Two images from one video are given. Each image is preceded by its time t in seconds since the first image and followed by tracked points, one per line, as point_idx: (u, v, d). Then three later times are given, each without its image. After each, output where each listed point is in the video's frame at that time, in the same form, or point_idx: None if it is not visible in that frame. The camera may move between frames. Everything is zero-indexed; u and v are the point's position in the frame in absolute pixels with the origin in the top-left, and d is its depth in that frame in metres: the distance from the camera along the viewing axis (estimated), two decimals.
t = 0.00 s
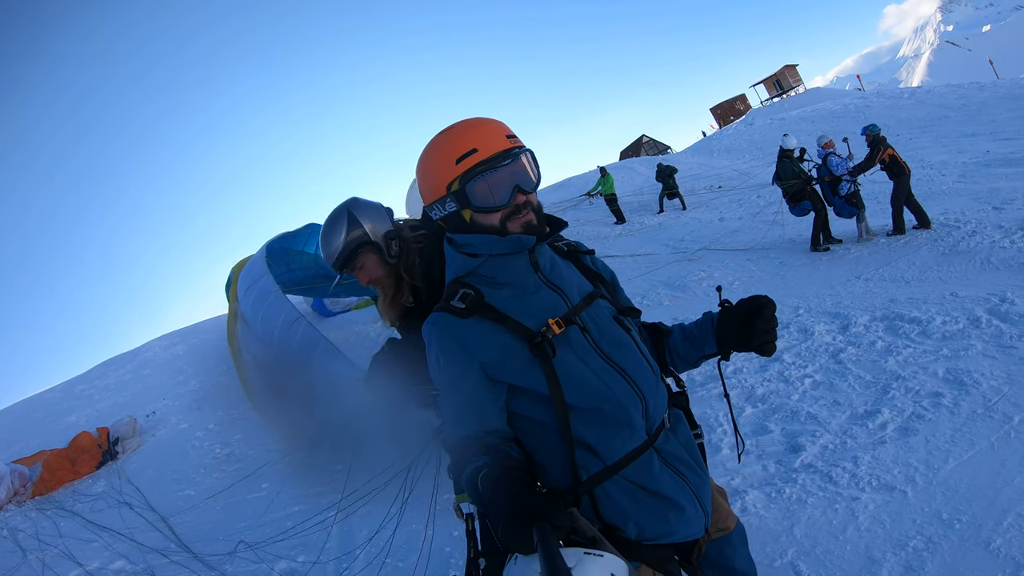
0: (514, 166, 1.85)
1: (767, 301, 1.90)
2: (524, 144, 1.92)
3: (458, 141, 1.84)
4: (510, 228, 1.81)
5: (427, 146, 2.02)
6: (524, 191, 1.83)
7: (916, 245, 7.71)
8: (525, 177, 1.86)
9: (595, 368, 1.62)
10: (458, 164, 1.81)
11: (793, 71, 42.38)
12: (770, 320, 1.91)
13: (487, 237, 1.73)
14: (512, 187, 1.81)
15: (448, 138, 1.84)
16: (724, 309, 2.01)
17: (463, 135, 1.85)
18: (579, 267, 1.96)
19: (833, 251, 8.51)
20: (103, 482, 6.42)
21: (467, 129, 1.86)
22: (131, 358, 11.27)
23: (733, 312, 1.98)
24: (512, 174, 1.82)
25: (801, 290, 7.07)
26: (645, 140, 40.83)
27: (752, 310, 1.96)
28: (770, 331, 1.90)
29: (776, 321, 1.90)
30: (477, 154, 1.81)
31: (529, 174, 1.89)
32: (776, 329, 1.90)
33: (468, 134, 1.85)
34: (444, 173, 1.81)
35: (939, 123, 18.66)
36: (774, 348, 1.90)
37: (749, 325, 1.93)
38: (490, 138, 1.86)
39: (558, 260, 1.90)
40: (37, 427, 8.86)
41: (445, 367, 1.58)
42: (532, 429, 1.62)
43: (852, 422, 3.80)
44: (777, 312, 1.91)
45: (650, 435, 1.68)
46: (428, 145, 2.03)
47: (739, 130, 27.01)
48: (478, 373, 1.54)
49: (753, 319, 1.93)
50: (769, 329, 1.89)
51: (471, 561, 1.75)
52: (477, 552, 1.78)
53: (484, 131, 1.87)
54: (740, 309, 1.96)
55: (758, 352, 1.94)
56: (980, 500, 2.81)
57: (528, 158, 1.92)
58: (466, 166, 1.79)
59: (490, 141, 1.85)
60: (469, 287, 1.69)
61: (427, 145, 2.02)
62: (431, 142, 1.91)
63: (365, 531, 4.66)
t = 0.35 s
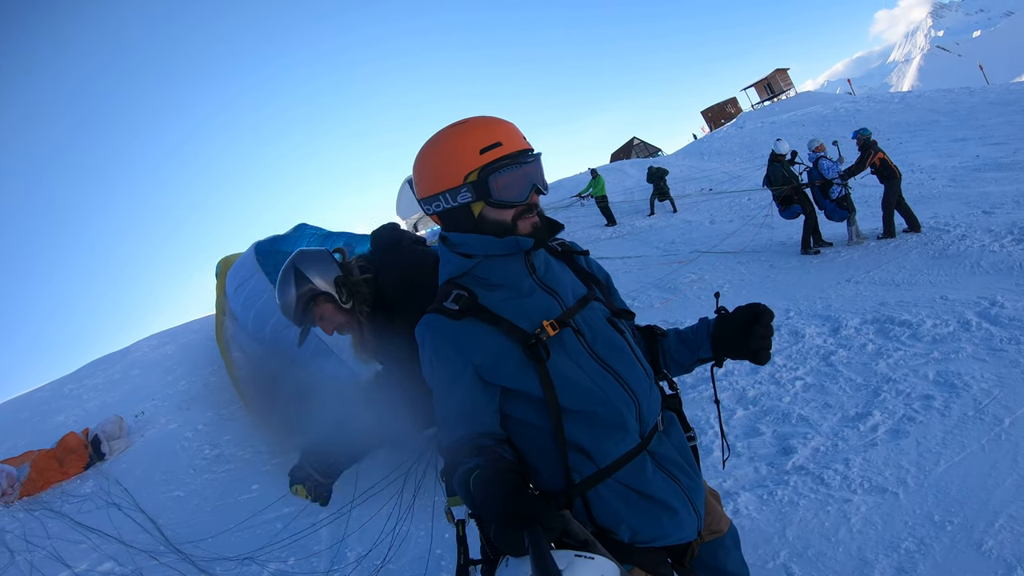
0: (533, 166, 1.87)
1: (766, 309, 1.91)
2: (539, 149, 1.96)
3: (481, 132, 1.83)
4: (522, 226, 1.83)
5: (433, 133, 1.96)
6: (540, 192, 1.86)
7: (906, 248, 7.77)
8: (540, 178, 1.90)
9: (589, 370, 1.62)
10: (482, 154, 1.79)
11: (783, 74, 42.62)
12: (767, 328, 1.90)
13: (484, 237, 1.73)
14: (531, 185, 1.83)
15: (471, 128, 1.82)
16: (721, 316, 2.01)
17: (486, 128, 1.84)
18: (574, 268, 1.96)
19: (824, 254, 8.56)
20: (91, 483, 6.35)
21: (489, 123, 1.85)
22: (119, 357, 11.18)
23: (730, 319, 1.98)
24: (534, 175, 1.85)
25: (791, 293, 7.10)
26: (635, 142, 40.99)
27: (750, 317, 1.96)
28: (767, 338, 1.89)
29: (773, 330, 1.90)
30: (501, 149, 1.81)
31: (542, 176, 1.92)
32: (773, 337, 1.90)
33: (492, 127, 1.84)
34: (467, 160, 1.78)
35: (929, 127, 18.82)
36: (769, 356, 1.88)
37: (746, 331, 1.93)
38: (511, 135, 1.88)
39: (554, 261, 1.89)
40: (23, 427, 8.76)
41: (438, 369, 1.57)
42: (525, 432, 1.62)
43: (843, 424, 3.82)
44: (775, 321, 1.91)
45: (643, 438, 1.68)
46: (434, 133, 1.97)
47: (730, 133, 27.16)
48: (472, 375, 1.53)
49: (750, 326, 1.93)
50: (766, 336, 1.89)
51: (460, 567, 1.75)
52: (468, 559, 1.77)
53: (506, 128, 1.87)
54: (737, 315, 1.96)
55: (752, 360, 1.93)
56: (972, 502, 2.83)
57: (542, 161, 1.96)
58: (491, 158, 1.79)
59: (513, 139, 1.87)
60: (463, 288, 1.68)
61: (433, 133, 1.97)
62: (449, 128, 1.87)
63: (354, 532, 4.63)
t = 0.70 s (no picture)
0: (530, 167, 1.86)
1: (768, 305, 1.92)
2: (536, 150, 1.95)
3: (475, 135, 1.83)
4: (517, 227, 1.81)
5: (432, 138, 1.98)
6: (537, 193, 1.84)
7: (900, 250, 7.81)
8: (537, 179, 1.88)
9: (590, 371, 1.62)
10: (476, 157, 1.79)
11: (776, 77, 42.80)
12: (769, 323, 1.92)
13: (484, 238, 1.72)
14: (527, 186, 1.82)
15: (466, 130, 1.82)
16: (724, 314, 2.02)
17: (481, 130, 1.84)
18: (576, 268, 1.96)
19: (818, 256, 8.60)
20: (83, 484, 6.29)
21: (484, 126, 1.85)
22: (110, 357, 11.10)
23: (732, 317, 1.99)
24: (529, 175, 1.84)
25: (785, 294, 7.13)
26: (628, 143, 41.10)
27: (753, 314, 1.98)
28: (769, 333, 1.90)
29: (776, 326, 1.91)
30: (496, 150, 1.80)
31: (540, 177, 1.91)
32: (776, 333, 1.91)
33: (486, 130, 1.84)
34: (460, 163, 1.78)
35: (921, 131, 18.95)
36: (772, 352, 1.89)
37: (748, 328, 1.94)
38: (506, 137, 1.87)
39: (555, 262, 1.89)
40: (13, 428, 8.68)
41: (440, 370, 1.57)
42: (527, 433, 1.62)
43: (840, 425, 3.84)
44: (777, 318, 1.93)
45: (646, 438, 1.68)
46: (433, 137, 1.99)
47: (723, 135, 27.25)
48: (474, 377, 1.53)
49: (753, 322, 1.94)
50: (769, 331, 1.90)
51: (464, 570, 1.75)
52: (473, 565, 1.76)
53: (501, 130, 1.87)
54: (740, 312, 1.97)
55: (756, 356, 1.94)
56: (970, 503, 2.85)
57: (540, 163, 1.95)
58: (484, 160, 1.78)
59: (507, 140, 1.86)
60: (464, 290, 1.68)
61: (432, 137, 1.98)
62: (444, 133, 1.88)
63: (352, 538, 4.65)
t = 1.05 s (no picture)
0: (515, 173, 1.84)
1: (759, 310, 1.93)
2: (523, 154, 1.93)
3: (458, 141, 1.81)
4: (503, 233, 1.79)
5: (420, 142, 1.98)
6: (522, 198, 1.83)
7: (893, 254, 7.84)
8: (524, 184, 1.87)
9: (576, 376, 1.61)
10: (459, 163, 1.78)
11: (772, 79, 42.91)
12: (760, 327, 1.92)
13: (470, 244, 1.71)
14: (512, 192, 1.80)
15: (452, 136, 1.81)
16: (715, 318, 2.02)
17: (465, 136, 1.82)
18: (565, 272, 1.95)
19: (811, 258, 8.62)
20: (74, 482, 6.25)
21: (469, 131, 1.84)
22: (102, 354, 11.04)
23: (723, 322, 1.99)
24: (514, 180, 1.82)
25: (779, 296, 7.15)
26: (624, 144, 41.17)
27: (744, 318, 1.98)
28: (761, 338, 1.90)
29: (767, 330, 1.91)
30: (479, 156, 1.79)
31: (527, 182, 1.89)
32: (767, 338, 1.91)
33: (471, 135, 1.83)
34: (444, 170, 1.77)
35: (916, 134, 19.03)
36: (763, 356, 1.89)
37: (739, 332, 1.94)
38: (492, 142, 1.86)
39: (543, 266, 1.88)
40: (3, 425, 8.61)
41: (425, 375, 1.56)
42: (513, 438, 1.61)
43: (831, 429, 3.84)
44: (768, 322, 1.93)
45: (633, 444, 1.68)
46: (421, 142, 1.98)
47: (718, 137, 27.32)
48: (460, 382, 1.52)
49: (744, 326, 1.94)
50: (760, 336, 1.90)
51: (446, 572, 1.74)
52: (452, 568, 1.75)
53: (487, 136, 1.86)
54: (731, 317, 1.97)
55: (747, 360, 1.93)
56: (961, 507, 2.85)
57: (527, 167, 1.93)
58: (467, 167, 1.77)
59: (491, 145, 1.84)
60: (450, 295, 1.67)
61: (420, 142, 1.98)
62: (430, 138, 1.87)
63: (342, 537, 4.63)
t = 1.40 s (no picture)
0: (517, 165, 1.85)
1: (760, 305, 1.94)
2: (524, 147, 1.93)
3: (460, 134, 1.83)
4: (505, 226, 1.80)
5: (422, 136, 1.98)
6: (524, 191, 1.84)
7: (888, 253, 7.87)
8: (525, 177, 1.87)
9: (577, 368, 1.62)
10: (461, 155, 1.79)
11: (767, 80, 43.04)
12: (760, 323, 1.93)
13: (472, 236, 1.72)
14: (514, 184, 1.81)
15: (454, 129, 1.82)
16: (716, 314, 2.03)
17: (467, 129, 1.83)
18: (567, 266, 1.96)
19: (806, 258, 8.64)
20: (70, 482, 6.23)
21: (471, 124, 1.85)
22: (98, 355, 11.00)
23: (723, 317, 2.00)
24: (516, 172, 1.83)
25: (775, 296, 7.18)
26: (619, 145, 41.25)
27: (745, 314, 1.99)
28: (761, 334, 1.91)
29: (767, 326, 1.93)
30: (481, 149, 1.80)
31: (528, 175, 1.90)
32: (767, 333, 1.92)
33: (473, 128, 1.84)
34: (446, 163, 1.79)
35: (911, 134, 19.11)
36: (763, 352, 1.90)
37: (739, 328, 1.95)
38: (494, 134, 1.86)
39: (544, 259, 1.89)
40: None
41: (427, 367, 1.57)
42: (514, 430, 1.62)
43: (828, 426, 3.86)
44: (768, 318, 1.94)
45: (633, 438, 1.69)
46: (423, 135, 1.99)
47: (713, 137, 27.40)
48: (461, 375, 1.53)
49: (744, 322, 1.95)
50: (760, 331, 1.91)
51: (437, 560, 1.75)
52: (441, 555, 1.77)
53: (489, 128, 1.86)
54: (732, 312, 1.98)
55: (747, 356, 1.95)
56: (957, 503, 2.87)
57: (529, 160, 1.94)
58: (469, 159, 1.78)
59: (493, 138, 1.85)
60: (452, 287, 1.68)
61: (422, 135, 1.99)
62: (433, 131, 1.88)
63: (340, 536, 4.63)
